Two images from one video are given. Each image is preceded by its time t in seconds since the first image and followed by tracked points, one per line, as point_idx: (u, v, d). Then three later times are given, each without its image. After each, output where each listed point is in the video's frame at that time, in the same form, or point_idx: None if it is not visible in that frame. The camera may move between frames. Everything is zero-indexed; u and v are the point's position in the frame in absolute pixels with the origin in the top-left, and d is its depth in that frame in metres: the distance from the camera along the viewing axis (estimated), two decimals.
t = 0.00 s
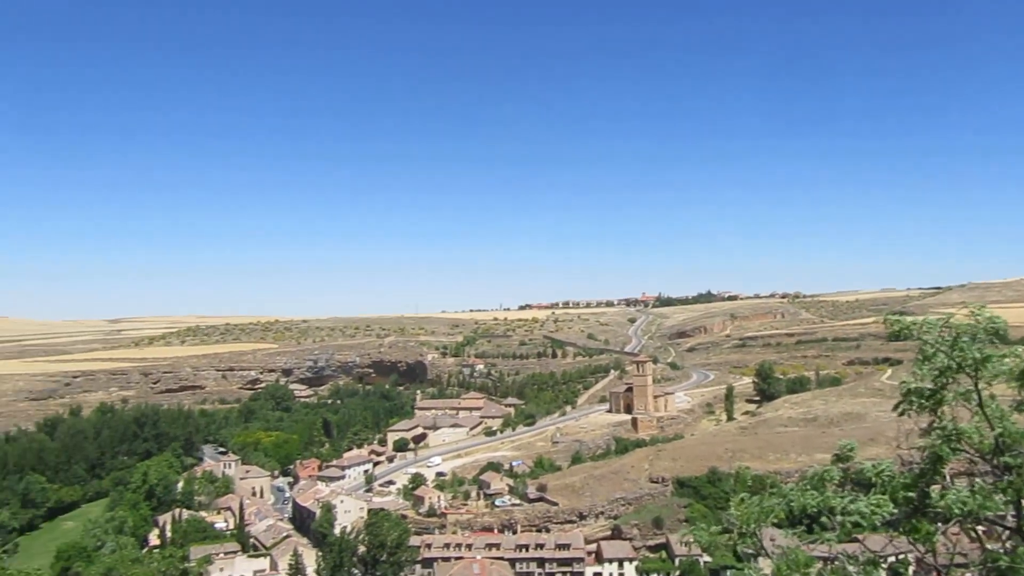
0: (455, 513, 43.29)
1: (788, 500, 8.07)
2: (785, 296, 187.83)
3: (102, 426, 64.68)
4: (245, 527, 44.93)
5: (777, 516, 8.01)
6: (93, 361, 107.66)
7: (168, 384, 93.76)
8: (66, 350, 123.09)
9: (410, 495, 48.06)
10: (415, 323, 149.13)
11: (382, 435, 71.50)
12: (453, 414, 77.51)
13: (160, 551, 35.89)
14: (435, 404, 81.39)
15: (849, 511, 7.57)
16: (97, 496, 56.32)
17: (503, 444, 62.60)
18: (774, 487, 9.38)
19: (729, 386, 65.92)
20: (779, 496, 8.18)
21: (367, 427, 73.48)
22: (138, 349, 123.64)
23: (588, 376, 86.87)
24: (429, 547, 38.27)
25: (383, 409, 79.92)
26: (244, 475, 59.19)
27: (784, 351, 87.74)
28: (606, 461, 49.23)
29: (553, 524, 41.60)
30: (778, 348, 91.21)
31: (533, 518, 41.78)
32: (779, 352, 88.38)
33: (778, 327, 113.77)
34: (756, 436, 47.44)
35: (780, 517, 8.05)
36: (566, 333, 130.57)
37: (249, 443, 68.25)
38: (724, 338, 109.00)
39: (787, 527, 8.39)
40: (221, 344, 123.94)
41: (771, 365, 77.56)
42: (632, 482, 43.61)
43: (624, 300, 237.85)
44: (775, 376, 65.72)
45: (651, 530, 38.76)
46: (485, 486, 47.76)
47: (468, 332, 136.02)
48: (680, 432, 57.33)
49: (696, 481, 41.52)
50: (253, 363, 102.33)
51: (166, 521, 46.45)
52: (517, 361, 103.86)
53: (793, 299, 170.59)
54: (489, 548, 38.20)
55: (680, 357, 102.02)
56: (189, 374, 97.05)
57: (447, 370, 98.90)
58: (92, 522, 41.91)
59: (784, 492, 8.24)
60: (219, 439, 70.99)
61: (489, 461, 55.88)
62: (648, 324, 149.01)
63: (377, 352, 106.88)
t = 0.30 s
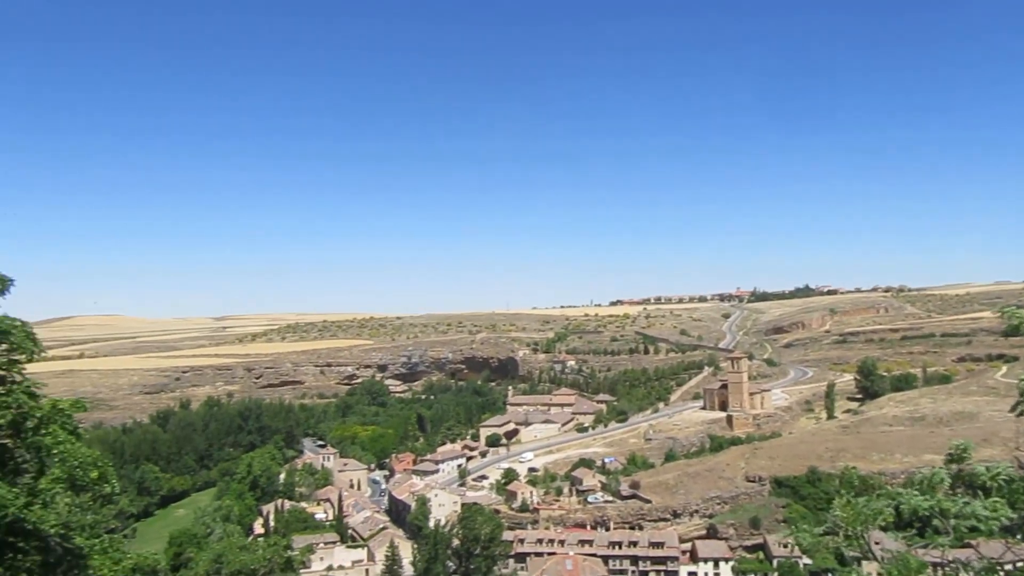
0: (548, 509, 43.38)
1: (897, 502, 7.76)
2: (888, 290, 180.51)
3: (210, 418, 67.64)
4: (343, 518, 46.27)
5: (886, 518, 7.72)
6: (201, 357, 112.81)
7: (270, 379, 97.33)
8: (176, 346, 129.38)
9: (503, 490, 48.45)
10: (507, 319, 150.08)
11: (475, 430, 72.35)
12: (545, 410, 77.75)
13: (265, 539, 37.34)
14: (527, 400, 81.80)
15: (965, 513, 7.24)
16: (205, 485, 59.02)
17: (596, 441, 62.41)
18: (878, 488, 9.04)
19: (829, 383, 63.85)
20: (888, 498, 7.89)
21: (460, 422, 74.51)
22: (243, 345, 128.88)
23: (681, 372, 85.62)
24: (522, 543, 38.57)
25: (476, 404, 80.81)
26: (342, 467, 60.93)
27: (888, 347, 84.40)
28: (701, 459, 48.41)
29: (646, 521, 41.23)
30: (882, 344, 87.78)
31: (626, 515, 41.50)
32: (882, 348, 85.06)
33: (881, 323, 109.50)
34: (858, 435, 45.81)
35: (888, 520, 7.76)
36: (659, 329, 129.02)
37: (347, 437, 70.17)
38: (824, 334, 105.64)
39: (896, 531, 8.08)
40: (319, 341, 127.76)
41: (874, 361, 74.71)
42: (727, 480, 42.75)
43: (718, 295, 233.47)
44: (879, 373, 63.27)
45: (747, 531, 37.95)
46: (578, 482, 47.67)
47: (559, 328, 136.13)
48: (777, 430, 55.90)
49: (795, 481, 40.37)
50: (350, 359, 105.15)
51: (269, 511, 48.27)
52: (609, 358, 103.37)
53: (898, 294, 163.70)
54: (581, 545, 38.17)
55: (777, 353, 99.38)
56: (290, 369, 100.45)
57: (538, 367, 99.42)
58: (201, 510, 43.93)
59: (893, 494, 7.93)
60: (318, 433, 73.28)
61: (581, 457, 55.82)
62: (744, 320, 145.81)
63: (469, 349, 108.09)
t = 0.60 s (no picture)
0: (643, 508, 42.93)
1: (1019, 509, 7.39)
2: (1007, 285, 170.57)
3: (313, 411, 69.93)
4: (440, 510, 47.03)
5: (1006, 526, 7.37)
6: (304, 351, 116.77)
7: (370, 373, 99.83)
8: (281, 341, 134.39)
9: (599, 487, 48.26)
10: (602, 315, 149.30)
11: (570, 427, 72.37)
12: (641, 407, 76.99)
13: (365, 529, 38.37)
14: (622, 397, 81.20)
15: None
16: (308, 476, 61.11)
17: (693, 439, 61.39)
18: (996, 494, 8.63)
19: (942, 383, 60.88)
20: (1008, 505, 7.52)
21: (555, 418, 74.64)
22: (344, 340, 132.70)
23: (782, 370, 83.29)
24: (617, 541, 38.38)
25: (571, 401, 80.76)
26: (439, 461, 61.96)
27: (1007, 346, 79.78)
28: (803, 459, 46.97)
29: (745, 522, 40.28)
30: (1000, 342, 83.05)
31: (724, 515, 40.68)
32: (1001, 346, 80.48)
33: (1000, 320, 103.59)
34: (974, 438, 43.51)
35: (1007, 528, 7.41)
36: (758, 325, 125.81)
37: (443, 431, 71.29)
38: (936, 332, 100.71)
39: (1017, 539, 7.69)
40: (417, 336, 130.25)
41: (992, 361, 70.78)
42: (831, 483, 41.39)
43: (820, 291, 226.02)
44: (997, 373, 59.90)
45: (853, 535, 36.64)
46: (674, 481, 46.99)
47: (655, 325, 134.55)
48: (885, 432, 53.69)
49: (904, 484, 39.01)
50: (446, 354, 106.80)
51: (369, 502, 49.53)
52: (706, 355, 101.49)
53: (1017, 288, 154.54)
54: (678, 545, 37.69)
55: (884, 351, 95.44)
56: (388, 364, 102.77)
57: (633, 364, 98.55)
58: (305, 499, 45.49)
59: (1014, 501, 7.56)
60: (415, 427, 74.76)
61: (678, 455, 55.01)
62: (849, 316, 140.56)
63: (564, 345, 108.01)
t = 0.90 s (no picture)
0: (742, 510, 41.97)
1: None
2: None
3: (410, 408, 71.28)
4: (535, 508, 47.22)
5: None
6: (401, 349, 119.23)
7: (465, 371, 101.11)
8: (379, 339, 137.56)
9: (695, 488, 47.48)
10: (698, 314, 146.68)
11: (666, 427, 71.49)
12: (739, 407, 75.33)
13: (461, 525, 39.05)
14: (720, 397, 79.61)
15: None
16: (406, 471, 62.39)
17: (794, 441, 59.66)
18: None
19: None
20: None
21: (650, 418, 73.89)
22: (440, 339, 134.79)
23: (889, 370, 79.99)
24: (715, 543, 37.78)
25: (666, 400, 79.70)
26: (533, 459, 62.21)
27: None
28: (912, 464, 45.00)
29: (851, 528, 38.90)
30: None
31: (827, 520, 39.46)
32: None
33: None
34: None
35: None
36: (864, 323, 121.15)
37: (538, 429, 71.48)
38: None
39: None
40: (511, 335, 131.09)
41: None
42: (944, 489, 39.79)
43: (931, 287, 215.79)
44: None
45: (968, 545, 34.98)
46: (774, 483, 45.75)
47: (754, 323, 131.37)
48: (1002, 437, 50.88)
49: None
50: (540, 352, 107.06)
51: (464, 498, 50.14)
52: (808, 355, 98.46)
53: None
54: (779, 549, 36.77)
55: (1002, 351, 90.35)
56: (483, 362, 103.83)
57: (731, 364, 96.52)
58: (403, 494, 46.41)
59: None
60: (510, 424, 75.30)
61: (778, 457, 53.56)
62: (963, 314, 133.65)
63: (659, 344, 106.60)
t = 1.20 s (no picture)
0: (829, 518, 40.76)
1: None
2: None
3: (491, 409, 71.81)
4: (615, 511, 46.97)
5: None
6: (481, 350, 120.15)
7: (545, 373, 101.28)
8: (460, 340, 138.90)
9: (781, 494, 46.32)
10: (784, 316, 143.19)
11: (749, 432, 70.17)
12: (826, 411, 73.25)
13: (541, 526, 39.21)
14: (806, 401, 77.58)
15: None
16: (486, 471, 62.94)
17: (885, 447, 57.68)
18: None
19: None
20: None
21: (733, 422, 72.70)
22: (520, 340, 135.31)
23: (988, 375, 76.49)
24: (801, 550, 36.74)
25: (750, 403, 78.10)
26: (614, 461, 61.89)
27: None
28: (1014, 473, 42.96)
29: (946, 539, 38.03)
30: None
31: (921, 530, 38.26)
32: None
33: None
34: None
35: None
36: (961, 325, 116.13)
37: (618, 431, 71.01)
38: None
39: None
40: (591, 337, 130.66)
41: None
42: None
43: None
44: None
45: None
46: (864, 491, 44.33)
47: (842, 326, 127.48)
48: None
49: None
50: (620, 354, 106.35)
51: (544, 500, 50.16)
52: (900, 358, 95.07)
53: None
54: (869, 559, 35.54)
55: None
56: (563, 364, 103.79)
57: (819, 367, 93.95)
58: (483, 494, 46.79)
59: None
60: (590, 426, 75.08)
61: (868, 464, 51.84)
62: None
63: (743, 346, 104.58)
